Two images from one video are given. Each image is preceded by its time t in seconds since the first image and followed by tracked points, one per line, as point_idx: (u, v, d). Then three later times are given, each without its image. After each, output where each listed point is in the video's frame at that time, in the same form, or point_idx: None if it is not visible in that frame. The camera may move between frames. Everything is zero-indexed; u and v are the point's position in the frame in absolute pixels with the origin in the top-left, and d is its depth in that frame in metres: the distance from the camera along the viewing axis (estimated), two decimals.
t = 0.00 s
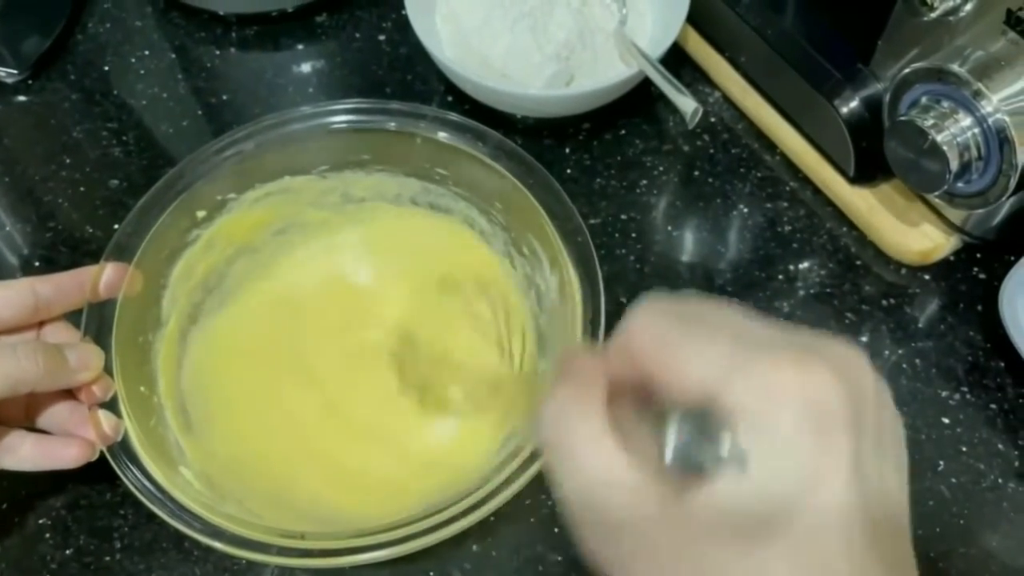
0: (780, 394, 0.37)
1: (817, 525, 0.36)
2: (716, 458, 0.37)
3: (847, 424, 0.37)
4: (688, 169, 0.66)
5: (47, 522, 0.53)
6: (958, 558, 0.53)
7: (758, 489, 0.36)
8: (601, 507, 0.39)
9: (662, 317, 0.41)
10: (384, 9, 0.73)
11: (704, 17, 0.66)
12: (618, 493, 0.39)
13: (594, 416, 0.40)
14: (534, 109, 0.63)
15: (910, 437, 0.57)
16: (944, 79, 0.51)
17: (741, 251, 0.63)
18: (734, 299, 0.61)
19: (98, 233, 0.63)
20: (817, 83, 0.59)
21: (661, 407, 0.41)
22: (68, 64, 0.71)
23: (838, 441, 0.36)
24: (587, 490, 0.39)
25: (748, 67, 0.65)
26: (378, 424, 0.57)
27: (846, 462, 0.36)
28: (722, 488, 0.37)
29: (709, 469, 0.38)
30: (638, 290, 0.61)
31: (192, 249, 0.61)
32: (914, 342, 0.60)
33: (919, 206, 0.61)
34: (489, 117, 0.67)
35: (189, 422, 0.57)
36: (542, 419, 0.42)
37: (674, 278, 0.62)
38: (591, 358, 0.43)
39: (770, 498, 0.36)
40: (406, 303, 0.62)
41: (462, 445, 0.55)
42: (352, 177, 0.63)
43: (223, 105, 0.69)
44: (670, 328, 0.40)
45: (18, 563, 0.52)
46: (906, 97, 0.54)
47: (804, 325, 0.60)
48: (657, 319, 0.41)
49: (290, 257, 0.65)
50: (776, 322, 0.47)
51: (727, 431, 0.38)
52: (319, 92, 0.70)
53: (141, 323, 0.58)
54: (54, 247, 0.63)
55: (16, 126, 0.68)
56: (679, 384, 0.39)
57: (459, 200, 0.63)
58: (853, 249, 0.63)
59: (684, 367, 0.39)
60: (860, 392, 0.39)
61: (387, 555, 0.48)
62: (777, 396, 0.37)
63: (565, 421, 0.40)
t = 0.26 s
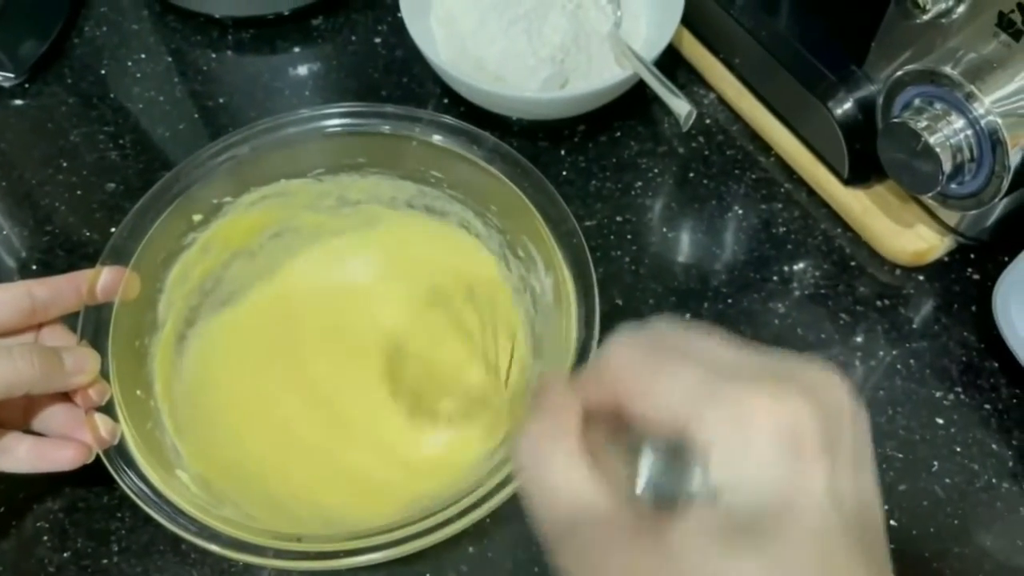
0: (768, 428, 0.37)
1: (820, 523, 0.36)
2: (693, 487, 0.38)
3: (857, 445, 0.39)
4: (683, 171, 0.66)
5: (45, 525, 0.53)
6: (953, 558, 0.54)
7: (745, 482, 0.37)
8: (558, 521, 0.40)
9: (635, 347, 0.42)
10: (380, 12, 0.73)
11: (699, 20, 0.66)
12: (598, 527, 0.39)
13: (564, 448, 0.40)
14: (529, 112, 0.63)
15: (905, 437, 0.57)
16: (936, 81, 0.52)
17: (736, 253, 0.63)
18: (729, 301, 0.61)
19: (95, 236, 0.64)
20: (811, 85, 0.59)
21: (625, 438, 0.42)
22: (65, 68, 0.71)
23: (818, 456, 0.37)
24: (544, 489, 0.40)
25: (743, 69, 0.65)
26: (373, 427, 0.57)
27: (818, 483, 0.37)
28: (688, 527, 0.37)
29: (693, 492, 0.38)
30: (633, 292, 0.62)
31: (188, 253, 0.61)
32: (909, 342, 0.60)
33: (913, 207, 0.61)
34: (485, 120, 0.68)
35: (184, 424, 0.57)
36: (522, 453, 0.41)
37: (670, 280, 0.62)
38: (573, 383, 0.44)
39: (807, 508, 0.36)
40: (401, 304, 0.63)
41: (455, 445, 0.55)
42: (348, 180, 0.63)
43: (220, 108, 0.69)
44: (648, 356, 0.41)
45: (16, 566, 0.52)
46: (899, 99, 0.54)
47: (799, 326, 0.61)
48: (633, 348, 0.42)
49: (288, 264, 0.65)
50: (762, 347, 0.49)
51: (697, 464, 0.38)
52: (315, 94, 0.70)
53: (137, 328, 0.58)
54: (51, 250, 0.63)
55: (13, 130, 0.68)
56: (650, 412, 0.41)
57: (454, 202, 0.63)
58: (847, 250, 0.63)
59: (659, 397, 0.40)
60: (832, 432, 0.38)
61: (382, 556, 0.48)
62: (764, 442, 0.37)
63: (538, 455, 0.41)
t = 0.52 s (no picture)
0: (714, 461, 0.30)
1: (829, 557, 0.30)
2: (647, 523, 0.30)
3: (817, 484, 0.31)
4: (685, 169, 0.66)
5: (47, 525, 0.53)
6: (956, 556, 0.53)
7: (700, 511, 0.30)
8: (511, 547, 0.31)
9: (600, 369, 0.34)
10: (381, 10, 0.73)
11: (701, 18, 0.66)
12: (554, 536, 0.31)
13: (533, 480, 0.32)
14: (530, 110, 0.63)
15: (908, 436, 0.57)
16: (939, 78, 0.51)
17: (738, 251, 0.63)
18: (731, 299, 0.61)
19: (96, 235, 0.64)
20: (813, 83, 0.59)
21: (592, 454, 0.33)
22: (65, 67, 0.71)
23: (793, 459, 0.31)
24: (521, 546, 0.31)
25: (745, 67, 0.65)
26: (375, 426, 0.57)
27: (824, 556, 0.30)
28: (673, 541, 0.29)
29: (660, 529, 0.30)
30: (636, 290, 0.62)
31: (189, 253, 0.61)
32: (912, 341, 0.60)
33: (916, 205, 0.61)
34: (487, 118, 0.67)
35: (186, 425, 0.57)
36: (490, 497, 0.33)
37: (672, 278, 0.62)
38: (538, 412, 0.34)
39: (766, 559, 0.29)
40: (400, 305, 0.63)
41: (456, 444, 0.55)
42: (350, 179, 0.63)
43: (220, 107, 0.69)
44: (608, 381, 0.33)
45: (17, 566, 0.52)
46: (902, 97, 0.54)
47: (801, 324, 0.60)
48: (601, 384, 0.33)
49: (291, 264, 0.65)
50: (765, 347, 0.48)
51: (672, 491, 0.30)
52: (316, 93, 0.70)
53: (138, 328, 0.58)
54: (52, 250, 0.63)
55: (13, 129, 0.68)
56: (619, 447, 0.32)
57: (457, 201, 0.63)
58: (850, 248, 0.63)
59: (622, 432, 0.32)
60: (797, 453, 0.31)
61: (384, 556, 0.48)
62: (712, 462, 0.30)
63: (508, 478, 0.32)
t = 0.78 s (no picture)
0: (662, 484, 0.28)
1: None
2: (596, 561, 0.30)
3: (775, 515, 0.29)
4: (685, 169, 0.66)
5: (45, 526, 0.53)
6: (956, 557, 0.53)
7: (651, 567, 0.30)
8: None
9: (535, 412, 0.30)
10: (380, 10, 0.73)
11: (700, 18, 0.66)
12: None
13: (462, 545, 0.30)
14: (529, 110, 0.63)
15: (908, 437, 0.57)
16: (940, 79, 0.51)
17: (738, 252, 0.63)
18: (731, 300, 0.61)
19: (94, 236, 0.63)
20: (813, 83, 0.59)
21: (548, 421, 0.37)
22: (63, 67, 0.71)
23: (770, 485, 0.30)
24: None
25: (744, 67, 0.65)
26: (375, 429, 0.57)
27: None
28: None
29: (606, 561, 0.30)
30: (635, 291, 0.61)
31: (187, 253, 0.61)
32: (911, 341, 0.60)
33: (916, 205, 0.61)
34: (486, 118, 0.67)
35: (185, 427, 0.57)
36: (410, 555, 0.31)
37: (671, 279, 0.62)
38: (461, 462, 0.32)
39: None
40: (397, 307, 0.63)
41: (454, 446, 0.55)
42: (349, 179, 0.63)
43: (219, 107, 0.69)
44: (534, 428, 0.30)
45: (15, 566, 0.52)
46: (902, 97, 0.54)
47: (801, 325, 0.60)
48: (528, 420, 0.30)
49: (290, 267, 0.65)
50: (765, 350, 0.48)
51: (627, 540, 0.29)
52: (315, 93, 0.70)
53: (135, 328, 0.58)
54: (50, 250, 0.63)
55: (11, 129, 0.68)
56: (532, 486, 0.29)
57: (456, 202, 0.62)
58: (850, 248, 0.63)
59: (550, 471, 0.29)
60: (747, 491, 0.28)
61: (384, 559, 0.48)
62: (652, 497, 0.28)
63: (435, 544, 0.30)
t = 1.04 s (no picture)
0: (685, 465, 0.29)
1: None
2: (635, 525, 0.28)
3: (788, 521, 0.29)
4: (689, 163, 0.65)
5: (46, 520, 0.53)
6: (962, 553, 0.53)
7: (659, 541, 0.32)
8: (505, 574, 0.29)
9: (563, 382, 0.31)
10: (383, 4, 0.72)
11: (705, 11, 0.66)
12: None
13: (497, 502, 0.30)
14: (533, 104, 0.62)
15: (914, 432, 0.56)
16: (947, 71, 0.51)
17: (743, 246, 0.63)
18: (736, 294, 0.61)
19: (95, 229, 0.63)
20: (819, 76, 0.59)
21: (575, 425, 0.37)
22: (65, 60, 0.70)
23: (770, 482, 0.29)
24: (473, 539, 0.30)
25: (749, 61, 0.65)
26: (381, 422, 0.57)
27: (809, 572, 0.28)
28: None
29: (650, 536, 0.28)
30: (639, 285, 0.61)
31: (189, 245, 0.61)
32: (917, 336, 0.59)
33: (921, 199, 0.61)
34: (489, 112, 0.67)
35: (188, 419, 0.57)
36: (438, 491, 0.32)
37: (676, 273, 0.62)
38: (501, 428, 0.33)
39: None
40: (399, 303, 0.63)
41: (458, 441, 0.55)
42: (353, 172, 0.63)
43: (221, 101, 0.68)
44: (570, 397, 0.30)
45: (16, 560, 0.52)
46: (908, 90, 0.54)
47: (806, 319, 0.60)
48: (560, 394, 0.31)
49: (295, 260, 0.65)
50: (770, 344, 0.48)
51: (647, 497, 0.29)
52: (317, 87, 0.69)
53: (138, 321, 0.58)
54: (50, 244, 0.63)
55: (13, 122, 0.68)
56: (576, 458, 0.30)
57: (460, 195, 0.62)
58: (855, 243, 0.63)
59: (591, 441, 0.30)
60: (762, 481, 0.29)
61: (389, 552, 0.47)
62: (687, 472, 0.29)
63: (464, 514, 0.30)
